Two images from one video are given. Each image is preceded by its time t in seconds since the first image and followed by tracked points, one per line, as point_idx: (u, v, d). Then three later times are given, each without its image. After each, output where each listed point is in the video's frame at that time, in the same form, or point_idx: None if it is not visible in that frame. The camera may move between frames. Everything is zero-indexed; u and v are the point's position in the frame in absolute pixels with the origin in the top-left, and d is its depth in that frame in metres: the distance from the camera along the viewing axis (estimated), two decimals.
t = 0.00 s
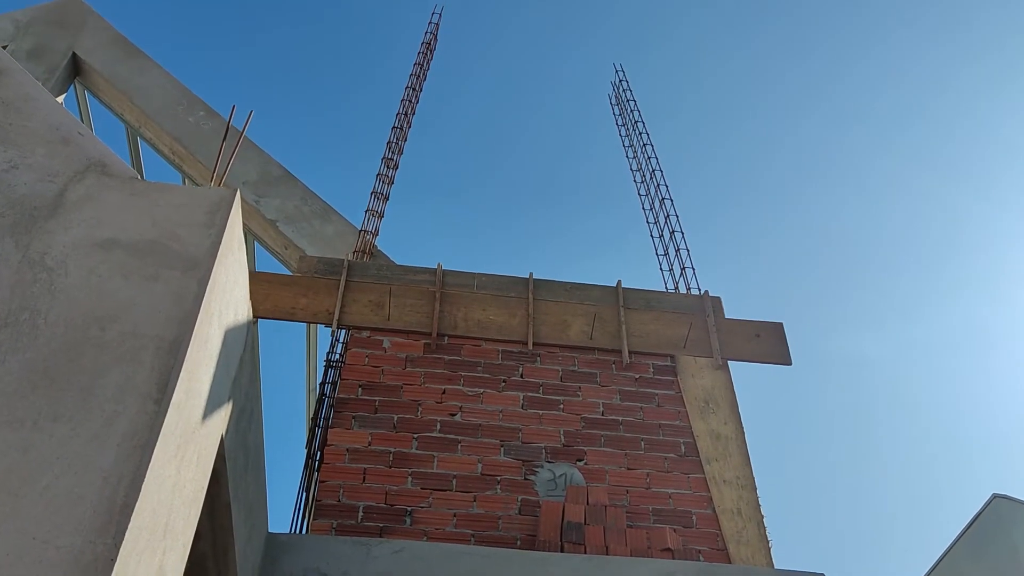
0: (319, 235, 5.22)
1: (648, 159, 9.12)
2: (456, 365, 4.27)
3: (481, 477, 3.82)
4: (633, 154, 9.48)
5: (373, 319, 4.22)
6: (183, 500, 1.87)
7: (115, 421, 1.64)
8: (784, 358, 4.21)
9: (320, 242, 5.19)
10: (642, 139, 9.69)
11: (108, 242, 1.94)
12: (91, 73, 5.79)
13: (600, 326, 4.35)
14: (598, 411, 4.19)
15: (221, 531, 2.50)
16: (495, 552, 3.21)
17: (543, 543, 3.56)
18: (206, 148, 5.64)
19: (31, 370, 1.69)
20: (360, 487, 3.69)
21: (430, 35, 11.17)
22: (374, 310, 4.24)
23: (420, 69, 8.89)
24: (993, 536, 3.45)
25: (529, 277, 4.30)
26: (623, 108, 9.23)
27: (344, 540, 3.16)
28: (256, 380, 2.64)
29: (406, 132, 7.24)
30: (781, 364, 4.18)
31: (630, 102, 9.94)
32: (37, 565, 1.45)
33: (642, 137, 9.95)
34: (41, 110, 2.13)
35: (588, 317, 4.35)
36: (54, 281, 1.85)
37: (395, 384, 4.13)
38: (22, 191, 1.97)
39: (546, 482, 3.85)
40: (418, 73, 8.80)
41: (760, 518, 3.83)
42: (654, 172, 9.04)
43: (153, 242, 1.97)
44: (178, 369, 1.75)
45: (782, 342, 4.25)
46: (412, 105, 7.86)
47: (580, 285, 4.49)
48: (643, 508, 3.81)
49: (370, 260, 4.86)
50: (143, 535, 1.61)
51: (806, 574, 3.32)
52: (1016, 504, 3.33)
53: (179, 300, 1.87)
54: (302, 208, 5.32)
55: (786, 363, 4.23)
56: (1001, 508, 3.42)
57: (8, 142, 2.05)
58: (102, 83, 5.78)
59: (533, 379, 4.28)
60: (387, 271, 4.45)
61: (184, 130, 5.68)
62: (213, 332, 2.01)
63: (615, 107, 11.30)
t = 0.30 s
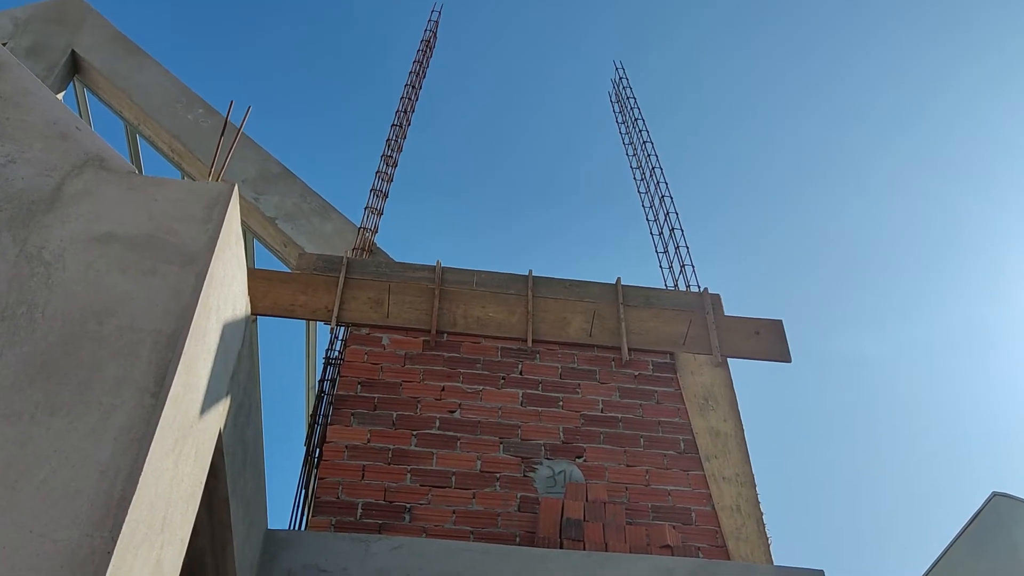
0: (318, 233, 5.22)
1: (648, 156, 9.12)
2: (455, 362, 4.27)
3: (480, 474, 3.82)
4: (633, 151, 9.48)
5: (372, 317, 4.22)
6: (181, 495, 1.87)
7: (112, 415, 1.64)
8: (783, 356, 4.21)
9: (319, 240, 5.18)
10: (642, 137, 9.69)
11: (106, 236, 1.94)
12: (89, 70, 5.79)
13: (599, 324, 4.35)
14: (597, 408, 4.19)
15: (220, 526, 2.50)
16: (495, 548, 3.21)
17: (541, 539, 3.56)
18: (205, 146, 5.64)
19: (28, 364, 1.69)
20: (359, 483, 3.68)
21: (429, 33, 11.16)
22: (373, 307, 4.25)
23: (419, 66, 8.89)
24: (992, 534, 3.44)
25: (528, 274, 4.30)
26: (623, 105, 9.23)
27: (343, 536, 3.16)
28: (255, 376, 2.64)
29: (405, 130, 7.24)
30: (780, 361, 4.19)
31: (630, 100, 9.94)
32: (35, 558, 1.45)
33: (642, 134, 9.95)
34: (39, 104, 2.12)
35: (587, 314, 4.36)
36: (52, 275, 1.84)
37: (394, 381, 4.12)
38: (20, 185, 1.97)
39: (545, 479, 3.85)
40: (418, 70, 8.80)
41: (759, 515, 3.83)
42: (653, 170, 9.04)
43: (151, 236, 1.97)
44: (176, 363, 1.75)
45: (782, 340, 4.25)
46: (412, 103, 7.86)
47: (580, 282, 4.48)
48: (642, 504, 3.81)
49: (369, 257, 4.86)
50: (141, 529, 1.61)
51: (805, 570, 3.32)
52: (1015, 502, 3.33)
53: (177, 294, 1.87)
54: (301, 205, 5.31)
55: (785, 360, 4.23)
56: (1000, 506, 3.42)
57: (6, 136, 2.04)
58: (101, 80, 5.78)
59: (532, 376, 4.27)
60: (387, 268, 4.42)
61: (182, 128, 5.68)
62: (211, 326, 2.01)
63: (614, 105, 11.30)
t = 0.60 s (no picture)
0: (317, 228, 5.21)
1: (648, 152, 9.10)
2: (454, 357, 4.27)
3: (479, 468, 3.81)
4: (633, 147, 9.46)
5: (370, 311, 4.18)
6: (178, 486, 1.86)
7: (109, 406, 1.63)
8: (783, 350, 4.21)
9: (317, 235, 5.18)
10: (642, 132, 9.67)
11: (103, 227, 1.93)
12: (87, 65, 5.78)
13: (599, 319, 4.32)
14: (596, 402, 4.18)
15: (218, 520, 2.49)
16: (493, 542, 3.21)
17: (540, 533, 3.55)
18: (203, 141, 5.63)
19: (24, 355, 1.68)
20: (358, 478, 3.68)
21: (429, 28, 11.13)
22: (371, 302, 4.21)
23: (418, 62, 8.88)
24: (992, 529, 3.44)
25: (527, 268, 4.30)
26: (623, 100, 9.22)
27: (342, 530, 3.16)
28: (253, 369, 2.64)
29: (404, 125, 7.23)
30: (780, 356, 4.18)
31: (629, 95, 9.92)
32: (31, 548, 1.44)
33: (642, 129, 9.93)
34: (35, 96, 2.12)
35: (586, 309, 4.33)
36: (48, 266, 1.84)
37: (393, 376, 4.12)
38: (16, 177, 1.96)
39: (544, 474, 3.84)
40: (417, 65, 8.79)
41: (759, 509, 3.83)
42: (654, 165, 9.02)
43: (148, 227, 1.96)
44: (173, 354, 1.74)
45: (782, 334, 4.24)
46: (411, 98, 7.84)
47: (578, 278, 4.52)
48: (641, 499, 3.81)
49: (368, 252, 4.85)
50: (137, 519, 1.60)
51: (805, 564, 3.31)
52: (1016, 498, 3.32)
53: (174, 286, 1.86)
54: (300, 200, 5.30)
55: (785, 355, 4.23)
56: (1000, 502, 3.41)
57: (2, 127, 2.04)
58: (99, 75, 5.76)
59: (531, 371, 4.27)
60: (386, 263, 4.48)
61: (181, 123, 5.67)
62: (209, 318, 2.01)
63: (614, 100, 11.29)
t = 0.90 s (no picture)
0: (316, 219, 5.20)
1: (648, 144, 9.09)
2: (454, 348, 4.26)
3: (479, 459, 3.81)
4: (633, 139, 9.45)
5: (370, 303, 4.21)
6: (177, 473, 1.86)
7: (107, 392, 1.63)
8: (783, 342, 4.20)
9: (317, 226, 5.17)
10: (642, 124, 9.66)
11: (100, 214, 1.92)
12: (86, 56, 5.76)
13: (598, 311, 4.35)
14: (596, 393, 4.18)
15: (217, 509, 2.49)
16: (493, 533, 3.21)
17: (539, 524, 3.56)
18: (203, 132, 5.61)
19: (21, 340, 1.68)
20: (358, 469, 3.68)
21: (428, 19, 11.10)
22: (371, 294, 4.23)
23: (418, 53, 8.87)
24: (992, 522, 3.44)
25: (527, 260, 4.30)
26: (623, 93, 9.20)
27: (341, 520, 3.16)
28: (252, 358, 2.63)
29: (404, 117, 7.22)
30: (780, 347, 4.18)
31: (630, 87, 9.90)
32: (28, 534, 1.44)
33: (642, 122, 9.92)
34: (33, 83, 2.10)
35: (585, 300, 4.36)
36: (46, 252, 1.83)
37: (392, 367, 4.11)
38: (13, 163, 1.95)
39: (544, 465, 3.84)
40: (417, 57, 8.77)
41: (758, 500, 3.83)
42: (654, 158, 9.01)
43: (146, 214, 1.95)
44: (171, 340, 1.73)
45: (782, 326, 4.24)
46: (410, 90, 7.83)
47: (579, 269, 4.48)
48: (641, 490, 3.80)
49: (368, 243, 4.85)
50: (136, 505, 1.60)
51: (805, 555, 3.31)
52: (1017, 492, 3.32)
53: (172, 273, 1.85)
54: (299, 192, 5.29)
55: (785, 347, 4.22)
56: (1001, 495, 3.41)
57: None
58: (98, 66, 5.75)
59: (531, 362, 4.26)
60: (384, 253, 4.42)
61: (180, 115, 5.66)
62: (207, 306, 2.00)
63: (614, 93, 11.27)
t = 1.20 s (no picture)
0: (316, 208, 5.19)
1: (648, 134, 9.07)
2: (454, 337, 4.25)
3: (478, 448, 3.81)
4: (634, 128, 9.42)
5: (369, 292, 4.22)
6: (176, 457, 1.85)
7: (104, 375, 1.62)
8: (784, 331, 4.20)
9: (317, 215, 5.16)
10: (643, 113, 9.63)
11: (97, 198, 1.91)
12: (85, 44, 5.74)
13: (598, 299, 4.35)
14: (596, 381, 4.18)
15: (217, 495, 2.49)
16: (492, 520, 3.21)
17: (539, 511, 3.56)
18: (202, 121, 5.60)
19: (18, 323, 1.67)
20: (357, 457, 3.68)
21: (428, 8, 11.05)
22: (370, 283, 4.23)
23: (417, 42, 8.83)
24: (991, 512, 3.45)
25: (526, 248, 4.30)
26: (624, 81, 9.16)
27: (341, 507, 3.17)
28: (251, 344, 2.62)
29: (404, 106, 7.19)
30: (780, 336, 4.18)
31: (630, 76, 9.85)
32: (26, 516, 1.43)
33: (642, 111, 9.89)
34: (29, 66, 2.09)
35: (585, 289, 4.36)
36: (43, 236, 1.82)
37: (392, 356, 4.11)
38: (9, 146, 1.94)
39: (543, 453, 3.84)
40: (417, 46, 8.74)
41: (758, 488, 3.83)
42: (654, 146, 8.98)
43: (142, 198, 1.94)
44: (168, 324, 1.73)
45: (782, 315, 4.24)
46: (410, 79, 7.81)
47: (579, 258, 4.47)
48: (641, 478, 3.80)
49: (367, 232, 4.84)
50: (134, 487, 1.59)
51: (804, 543, 3.31)
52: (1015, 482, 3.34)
53: (170, 257, 1.84)
54: (299, 181, 5.28)
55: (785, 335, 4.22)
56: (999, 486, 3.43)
57: None
58: (96, 55, 5.73)
59: (530, 351, 4.26)
60: (384, 242, 4.40)
61: (179, 103, 5.64)
62: (205, 290, 1.99)
63: (614, 82, 11.23)
